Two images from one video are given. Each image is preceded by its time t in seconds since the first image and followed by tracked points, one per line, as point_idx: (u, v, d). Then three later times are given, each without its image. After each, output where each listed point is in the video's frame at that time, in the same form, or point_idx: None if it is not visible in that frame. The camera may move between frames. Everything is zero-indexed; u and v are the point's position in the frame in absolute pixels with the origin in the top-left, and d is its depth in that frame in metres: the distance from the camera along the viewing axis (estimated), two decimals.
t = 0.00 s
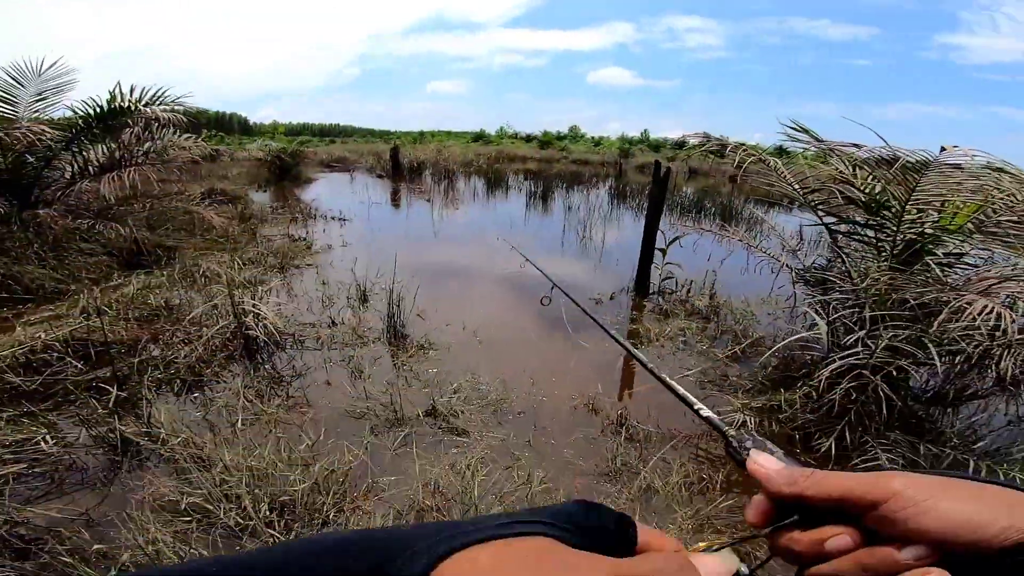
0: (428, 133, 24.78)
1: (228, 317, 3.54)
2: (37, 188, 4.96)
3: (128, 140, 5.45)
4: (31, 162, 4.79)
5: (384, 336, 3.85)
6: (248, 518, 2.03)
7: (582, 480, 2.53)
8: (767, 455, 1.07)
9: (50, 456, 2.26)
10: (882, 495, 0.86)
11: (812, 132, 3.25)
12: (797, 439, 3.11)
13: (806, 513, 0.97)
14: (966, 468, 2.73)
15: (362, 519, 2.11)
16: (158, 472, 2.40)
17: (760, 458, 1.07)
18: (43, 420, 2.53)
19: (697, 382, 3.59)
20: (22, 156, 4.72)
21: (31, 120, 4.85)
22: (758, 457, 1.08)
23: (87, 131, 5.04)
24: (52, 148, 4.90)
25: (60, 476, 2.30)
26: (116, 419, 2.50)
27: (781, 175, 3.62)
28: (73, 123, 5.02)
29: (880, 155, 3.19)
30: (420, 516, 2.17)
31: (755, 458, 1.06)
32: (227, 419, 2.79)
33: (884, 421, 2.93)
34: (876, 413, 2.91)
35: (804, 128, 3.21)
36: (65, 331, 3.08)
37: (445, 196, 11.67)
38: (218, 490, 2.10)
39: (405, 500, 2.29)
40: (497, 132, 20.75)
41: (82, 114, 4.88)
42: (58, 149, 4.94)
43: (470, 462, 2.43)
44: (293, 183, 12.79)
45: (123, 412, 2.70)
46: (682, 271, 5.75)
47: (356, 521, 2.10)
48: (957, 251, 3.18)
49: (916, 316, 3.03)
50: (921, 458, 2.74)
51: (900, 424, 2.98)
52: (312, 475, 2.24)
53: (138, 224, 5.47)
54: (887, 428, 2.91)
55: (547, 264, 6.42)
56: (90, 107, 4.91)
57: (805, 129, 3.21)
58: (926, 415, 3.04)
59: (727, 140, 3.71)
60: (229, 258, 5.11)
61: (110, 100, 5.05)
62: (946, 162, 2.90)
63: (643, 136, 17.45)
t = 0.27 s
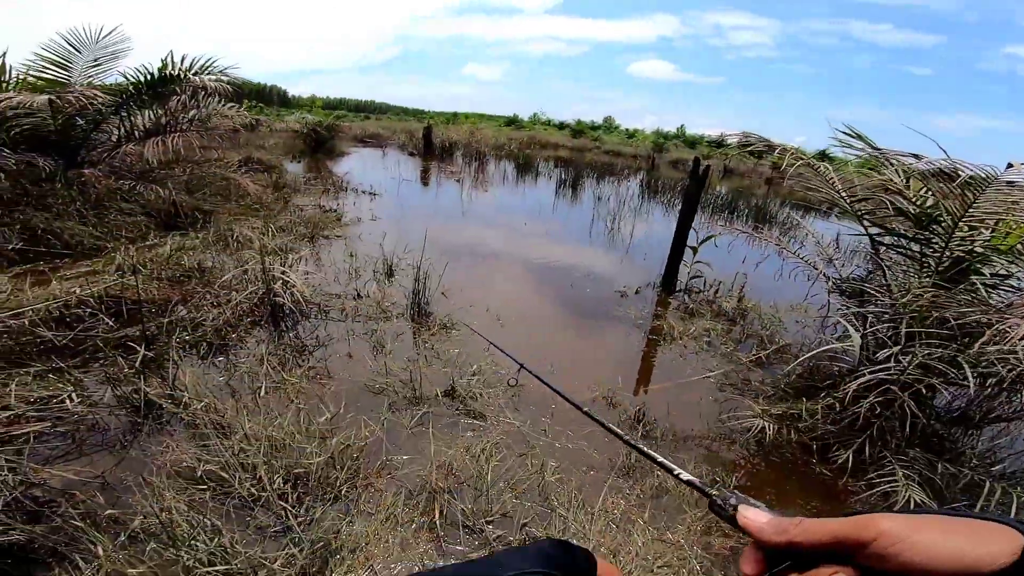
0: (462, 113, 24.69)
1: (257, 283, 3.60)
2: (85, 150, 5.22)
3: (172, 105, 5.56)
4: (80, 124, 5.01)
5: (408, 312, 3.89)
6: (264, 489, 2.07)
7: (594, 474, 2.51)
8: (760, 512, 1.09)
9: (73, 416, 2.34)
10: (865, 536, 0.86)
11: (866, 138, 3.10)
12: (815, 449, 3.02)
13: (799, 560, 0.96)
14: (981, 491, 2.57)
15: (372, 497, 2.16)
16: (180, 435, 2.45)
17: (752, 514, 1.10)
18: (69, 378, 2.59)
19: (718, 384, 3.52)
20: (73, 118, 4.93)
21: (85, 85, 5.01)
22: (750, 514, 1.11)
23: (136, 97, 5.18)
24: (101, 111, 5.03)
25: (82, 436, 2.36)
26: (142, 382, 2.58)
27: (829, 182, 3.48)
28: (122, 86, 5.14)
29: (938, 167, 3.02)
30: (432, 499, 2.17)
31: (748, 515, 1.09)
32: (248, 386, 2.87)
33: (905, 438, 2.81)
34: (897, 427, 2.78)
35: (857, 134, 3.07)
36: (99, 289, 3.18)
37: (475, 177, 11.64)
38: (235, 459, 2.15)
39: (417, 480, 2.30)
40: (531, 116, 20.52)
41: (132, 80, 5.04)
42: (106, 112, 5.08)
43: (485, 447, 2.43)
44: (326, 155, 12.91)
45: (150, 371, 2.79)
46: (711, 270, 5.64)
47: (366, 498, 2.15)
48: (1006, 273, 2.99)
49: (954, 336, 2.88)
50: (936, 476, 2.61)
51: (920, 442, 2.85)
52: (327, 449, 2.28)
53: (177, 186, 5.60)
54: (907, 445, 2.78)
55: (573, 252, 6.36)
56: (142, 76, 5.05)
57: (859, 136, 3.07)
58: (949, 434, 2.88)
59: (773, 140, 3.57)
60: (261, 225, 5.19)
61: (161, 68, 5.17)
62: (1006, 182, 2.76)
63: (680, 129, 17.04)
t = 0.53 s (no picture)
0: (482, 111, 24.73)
1: (276, 276, 3.64)
2: (114, 141, 5.37)
3: (200, 99, 5.66)
4: (111, 116, 5.15)
5: (424, 308, 3.90)
6: (278, 482, 2.08)
7: (605, 477, 2.49)
8: (741, 491, 0.95)
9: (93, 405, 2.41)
10: (853, 519, 0.73)
11: (898, 144, 3.01)
12: (832, 458, 2.96)
13: (780, 545, 0.83)
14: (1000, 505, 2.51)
15: (384, 494, 2.16)
16: (197, 427, 2.50)
17: (731, 493, 0.96)
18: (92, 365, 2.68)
19: (735, 390, 3.46)
20: (104, 111, 5.08)
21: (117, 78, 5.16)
22: (729, 493, 0.96)
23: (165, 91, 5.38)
24: (131, 104, 5.15)
25: (101, 425, 2.43)
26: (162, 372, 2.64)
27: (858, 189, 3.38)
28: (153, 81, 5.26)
29: (974, 175, 2.92)
30: (443, 497, 2.18)
31: (728, 493, 0.95)
32: (264, 379, 2.91)
33: (925, 450, 2.74)
34: (917, 440, 2.72)
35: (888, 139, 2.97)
36: (123, 278, 3.26)
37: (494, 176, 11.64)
38: (250, 453, 2.17)
39: (428, 478, 2.31)
40: (552, 115, 20.45)
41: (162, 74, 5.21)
42: (136, 104, 5.20)
43: (498, 446, 2.42)
44: (347, 150, 13.05)
45: (169, 361, 2.85)
46: (730, 275, 5.55)
47: (377, 494, 2.15)
48: None
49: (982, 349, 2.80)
50: (955, 490, 2.56)
51: (941, 454, 2.76)
52: (340, 444, 2.30)
53: (202, 179, 5.70)
54: (927, 457, 2.71)
55: (590, 252, 6.32)
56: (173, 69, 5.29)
57: (891, 141, 2.98)
58: (970, 446, 2.80)
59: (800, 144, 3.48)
60: (282, 218, 5.25)
61: (189, 63, 5.30)
62: None
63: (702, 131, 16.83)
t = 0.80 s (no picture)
0: (486, 115, 24.78)
1: (279, 281, 3.65)
2: (119, 147, 5.42)
3: (204, 105, 5.70)
4: (115, 122, 5.20)
5: (427, 313, 3.89)
6: (277, 488, 2.08)
7: (609, 481, 2.47)
8: (732, 493, 1.01)
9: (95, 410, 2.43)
10: (837, 530, 0.78)
11: (902, 143, 2.98)
12: (840, 462, 2.92)
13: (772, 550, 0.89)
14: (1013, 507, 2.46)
15: (384, 499, 2.15)
16: (199, 433, 2.50)
17: (723, 495, 1.02)
18: (95, 371, 2.71)
19: (741, 394, 3.43)
20: (108, 118, 5.13)
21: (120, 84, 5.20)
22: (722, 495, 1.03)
23: (168, 96, 5.40)
24: (133, 109, 5.19)
25: (103, 431, 2.44)
26: (164, 377, 2.65)
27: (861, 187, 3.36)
28: (157, 87, 5.31)
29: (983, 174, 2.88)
30: (444, 502, 2.17)
31: (717, 497, 1.01)
32: (266, 384, 2.91)
33: (935, 452, 2.70)
34: (927, 442, 2.68)
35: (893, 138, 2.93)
36: (127, 284, 3.29)
37: (497, 178, 11.65)
38: (249, 458, 2.17)
39: (429, 483, 2.30)
40: (555, 118, 20.47)
41: (165, 80, 5.24)
42: (139, 110, 5.25)
43: (499, 451, 2.40)
44: (351, 154, 13.10)
45: (171, 367, 2.86)
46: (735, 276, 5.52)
47: (377, 500, 2.14)
48: None
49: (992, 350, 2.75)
50: (966, 492, 2.51)
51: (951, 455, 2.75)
52: (340, 449, 2.29)
53: (206, 184, 5.74)
54: (936, 460, 2.67)
55: (594, 255, 6.30)
56: (175, 75, 5.31)
57: (895, 140, 2.95)
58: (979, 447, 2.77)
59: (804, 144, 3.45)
60: (285, 223, 5.27)
61: (192, 68, 5.34)
62: None
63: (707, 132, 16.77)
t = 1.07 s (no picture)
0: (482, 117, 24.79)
1: (272, 287, 3.64)
2: (112, 154, 5.42)
3: (196, 111, 5.69)
4: (108, 129, 5.19)
5: (421, 317, 3.88)
6: (267, 494, 2.07)
7: (604, 484, 2.46)
8: (742, 494, 1.02)
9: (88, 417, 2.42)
10: (853, 536, 0.80)
11: (895, 138, 2.98)
12: (838, 461, 2.91)
13: (783, 552, 0.91)
14: (1014, 505, 2.45)
15: (376, 505, 2.14)
16: (191, 440, 2.49)
17: (734, 495, 1.03)
18: (88, 380, 2.71)
19: (738, 393, 3.42)
20: (100, 124, 5.12)
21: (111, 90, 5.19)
22: (731, 495, 1.04)
23: (160, 102, 5.39)
24: (125, 116, 5.18)
25: (96, 438, 2.43)
26: (156, 385, 2.64)
27: (854, 183, 3.35)
28: (149, 94, 5.30)
29: (973, 167, 2.80)
30: (437, 507, 2.15)
31: (730, 497, 1.01)
32: (259, 390, 2.90)
33: (935, 450, 2.70)
34: (926, 440, 2.68)
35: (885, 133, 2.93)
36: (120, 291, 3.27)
37: (493, 180, 11.65)
38: (240, 464, 2.16)
39: (422, 488, 2.29)
40: (551, 119, 20.49)
41: (157, 85, 5.23)
42: (132, 117, 5.24)
43: (493, 455, 2.40)
44: (347, 159, 13.09)
45: (164, 374, 2.85)
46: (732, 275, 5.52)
47: (369, 506, 2.12)
48: None
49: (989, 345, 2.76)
50: (966, 490, 2.50)
51: (951, 453, 2.75)
52: (332, 454, 2.28)
53: (200, 191, 5.73)
54: (936, 458, 2.66)
55: (591, 255, 6.31)
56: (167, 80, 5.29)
57: (888, 135, 2.95)
58: (979, 443, 2.76)
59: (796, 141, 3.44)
60: (280, 228, 5.26)
61: (184, 74, 5.33)
62: None
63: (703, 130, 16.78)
